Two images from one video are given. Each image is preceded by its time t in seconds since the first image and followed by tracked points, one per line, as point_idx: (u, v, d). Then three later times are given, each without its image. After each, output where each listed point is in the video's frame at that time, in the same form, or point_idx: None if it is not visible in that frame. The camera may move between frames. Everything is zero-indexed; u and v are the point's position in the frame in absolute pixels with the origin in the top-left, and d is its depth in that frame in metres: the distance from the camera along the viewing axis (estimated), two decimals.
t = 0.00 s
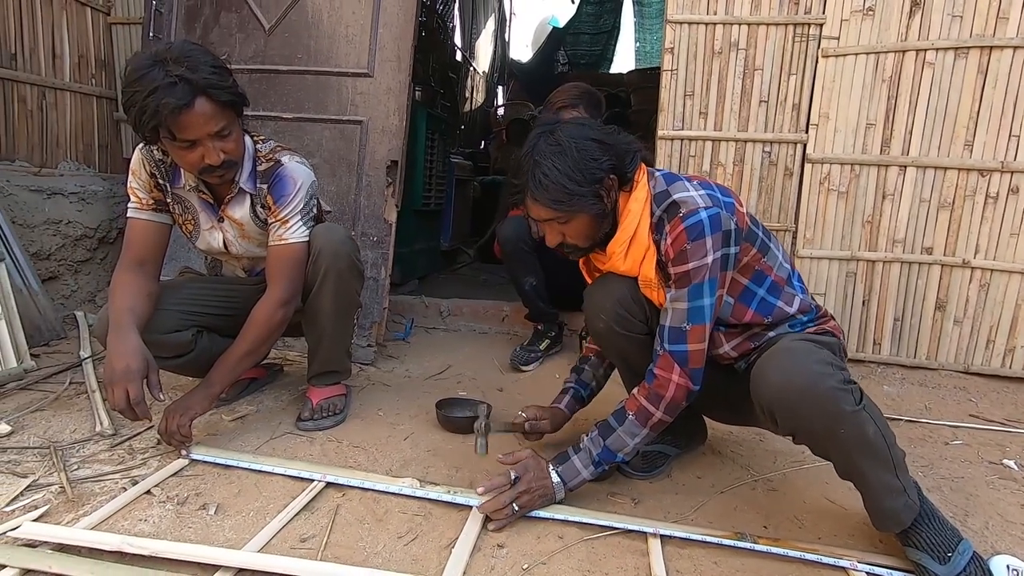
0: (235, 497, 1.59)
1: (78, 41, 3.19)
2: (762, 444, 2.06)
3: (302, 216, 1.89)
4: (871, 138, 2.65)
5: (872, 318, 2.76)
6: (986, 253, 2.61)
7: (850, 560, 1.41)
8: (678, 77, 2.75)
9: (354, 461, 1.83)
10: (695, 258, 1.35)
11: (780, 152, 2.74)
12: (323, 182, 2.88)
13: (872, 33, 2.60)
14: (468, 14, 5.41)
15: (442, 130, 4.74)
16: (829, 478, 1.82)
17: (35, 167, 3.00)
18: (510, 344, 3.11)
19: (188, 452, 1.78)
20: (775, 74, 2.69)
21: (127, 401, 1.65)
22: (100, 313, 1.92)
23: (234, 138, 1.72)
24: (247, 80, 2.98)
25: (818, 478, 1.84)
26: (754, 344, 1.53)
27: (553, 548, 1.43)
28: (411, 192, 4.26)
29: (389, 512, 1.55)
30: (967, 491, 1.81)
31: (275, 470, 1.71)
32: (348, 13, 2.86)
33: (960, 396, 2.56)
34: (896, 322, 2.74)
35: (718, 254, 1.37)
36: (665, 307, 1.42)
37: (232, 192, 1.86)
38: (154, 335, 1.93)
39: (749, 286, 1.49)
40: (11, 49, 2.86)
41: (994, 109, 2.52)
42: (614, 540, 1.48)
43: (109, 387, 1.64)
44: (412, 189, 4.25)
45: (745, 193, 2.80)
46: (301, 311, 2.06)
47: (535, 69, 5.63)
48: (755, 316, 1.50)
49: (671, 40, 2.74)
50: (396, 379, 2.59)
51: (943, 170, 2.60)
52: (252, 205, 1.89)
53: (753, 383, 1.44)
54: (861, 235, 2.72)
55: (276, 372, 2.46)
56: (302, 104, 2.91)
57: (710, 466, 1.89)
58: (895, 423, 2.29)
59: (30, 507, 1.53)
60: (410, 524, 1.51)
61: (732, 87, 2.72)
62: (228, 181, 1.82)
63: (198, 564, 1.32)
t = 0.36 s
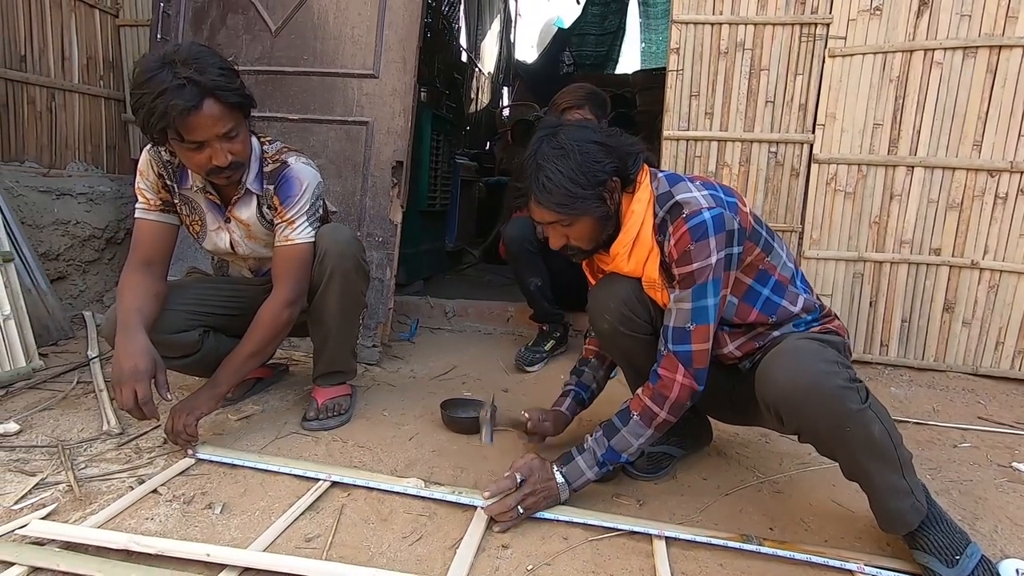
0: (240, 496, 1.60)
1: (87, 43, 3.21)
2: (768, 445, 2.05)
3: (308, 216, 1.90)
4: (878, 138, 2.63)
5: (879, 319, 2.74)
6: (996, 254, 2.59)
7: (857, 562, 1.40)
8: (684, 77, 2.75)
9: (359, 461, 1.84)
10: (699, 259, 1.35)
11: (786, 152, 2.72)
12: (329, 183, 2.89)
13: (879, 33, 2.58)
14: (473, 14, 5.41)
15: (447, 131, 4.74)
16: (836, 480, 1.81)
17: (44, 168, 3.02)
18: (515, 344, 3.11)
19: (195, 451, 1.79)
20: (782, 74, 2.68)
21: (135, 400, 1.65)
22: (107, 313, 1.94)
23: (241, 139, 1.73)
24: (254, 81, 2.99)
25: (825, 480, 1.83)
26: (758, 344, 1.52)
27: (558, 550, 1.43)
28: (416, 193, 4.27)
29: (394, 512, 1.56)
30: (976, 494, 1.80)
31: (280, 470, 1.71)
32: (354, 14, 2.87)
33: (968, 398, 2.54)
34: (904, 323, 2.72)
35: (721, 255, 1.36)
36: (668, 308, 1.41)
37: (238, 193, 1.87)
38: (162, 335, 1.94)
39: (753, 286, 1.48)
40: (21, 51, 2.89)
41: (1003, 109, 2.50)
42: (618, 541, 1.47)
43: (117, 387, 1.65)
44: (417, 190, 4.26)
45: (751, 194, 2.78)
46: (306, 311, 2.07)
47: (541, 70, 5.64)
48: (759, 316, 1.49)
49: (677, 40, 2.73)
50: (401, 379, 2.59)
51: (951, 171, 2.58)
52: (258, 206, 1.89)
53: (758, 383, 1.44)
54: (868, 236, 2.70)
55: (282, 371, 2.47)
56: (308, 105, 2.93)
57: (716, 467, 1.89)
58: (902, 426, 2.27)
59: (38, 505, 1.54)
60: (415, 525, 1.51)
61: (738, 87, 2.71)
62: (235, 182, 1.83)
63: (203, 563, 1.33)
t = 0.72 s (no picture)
0: (244, 496, 1.60)
1: (92, 44, 3.22)
2: (772, 446, 2.05)
3: (312, 216, 1.90)
4: (883, 138, 2.62)
5: (884, 320, 2.73)
6: (1001, 254, 2.58)
7: (861, 564, 1.40)
8: (687, 77, 2.74)
9: (362, 461, 1.84)
10: (701, 260, 1.34)
11: (790, 152, 2.71)
12: (332, 183, 2.89)
13: (884, 32, 2.57)
14: (476, 15, 5.41)
15: (451, 132, 4.75)
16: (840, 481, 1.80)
17: (49, 168, 3.04)
18: (518, 345, 3.11)
19: (199, 451, 1.79)
20: (786, 74, 2.67)
21: (139, 400, 1.66)
22: (112, 313, 1.94)
23: (245, 140, 1.74)
24: (257, 82, 3.00)
25: (829, 481, 1.82)
26: (760, 344, 1.52)
27: (560, 550, 1.43)
28: (419, 193, 4.27)
29: (397, 512, 1.56)
30: (981, 496, 1.79)
31: (284, 469, 1.72)
32: (357, 15, 2.88)
33: (974, 399, 2.52)
34: (908, 324, 2.71)
35: (724, 255, 1.36)
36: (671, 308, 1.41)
37: (242, 193, 1.87)
38: (165, 335, 1.94)
39: (756, 286, 1.48)
40: (26, 52, 2.90)
41: (1009, 108, 2.49)
42: (621, 542, 1.47)
43: (122, 387, 1.66)
44: (420, 190, 4.26)
45: (755, 194, 2.78)
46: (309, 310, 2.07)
47: (543, 70, 5.64)
48: (762, 317, 1.49)
49: (680, 41, 2.73)
50: (404, 379, 2.60)
51: (956, 171, 2.57)
52: (262, 207, 1.90)
53: (759, 382, 1.44)
54: (872, 236, 2.69)
55: (286, 372, 2.47)
56: (311, 105, 2.93)
57: (719, 468, 1.88)
58: (906, 427, 2.26)
59: (43, 504, 1.54)
60: (418, 525, 1.51)
61: (742, 87, 2.70)
62: (239, 182, 1.83)
63: (207, 563, 1.33)
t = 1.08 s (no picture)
0: (245, 495, 1.60)
1: (94, 44, 3.23)
2: (773, 446, 2.04)
3: (313, 216, 1.91)
4: (885, 139, 2.62)
5: (885, 320, 2.73)
6: (1003, 255, 2.57)
7: (862, 565, 1.39)
8: (688, 78, 2.74)
9: (363, 461, 1.84)
10: (714, 263, 1.34)
11: (791, 152, 2.71)
12: (333, 184, 2.90)
13: (885, 32, 2.57)
14: (478, 15, 5.42)
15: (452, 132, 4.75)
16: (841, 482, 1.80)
17: (51, 168, 3.04)
18: (518, 345, 3.11)
19: (200, 451, 1.79)
20: (787, 74, 2.67)
21: (140, 399, 1.66)
22: (114, 312, 1.94)
23: (247, 140, 1.74)
24: (259, 82, 3.00)
25: (830, 481, 1.82)
26: (762, 342, 1.52)
27: (561, 551, 1.43)
28: (420, 193, 4.27)
29: (398, 512, 1.56)
30: (983, 496, 1.78)
31: (285, 469, 1.72)
32: (358, 15, 2.88)
33: (976, 399, 2.51)
34: (910, 324, 2.70)
35: (737, 260, 1.36)
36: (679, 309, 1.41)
37: (244, 193, 1.87)
38: (166, 335, 1.94)
39: (762, 289, 1.47)
40: (28, 52, 2.91)
41: (1011, 108, 2.49)
42: (622, 542, 1.47)
43: (123, 386, 1.66)
44: (421, 190, 4.26)
45: (756, 194, 2.77)
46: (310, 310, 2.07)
47: (545, 70, 5.64)
48: (766, 320, 1.49)
49: (681, 41, 2.73)
50: (405, 379, 2.60)
51: (958, 171, 2.57)
52: (263, 207, 1.90)
53: (761, 375, 1.43)
54: (874, 237, 2.68)
55: (287, 372, 2.47)
56: (312, 105, 2.93)
57: (720, 468, 1.88)
58: (908, 427, 2.26)
59: (44, 503, 1.55)
60: (419, 525, 1.51)
61: (744, 87, 2.70)
62: (240, 182, 1.83)
63: (208, 562, 1.33)
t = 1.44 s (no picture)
0: (244, 496, 1.60)
1: (93, 45, 3.23)
2: (772, 446, 2.04)
3: (312, 216, 1.91)
4: (884, 139, 2.62)
5: (884, 320, 2.73)
6: (1002, 255, 2.57)
7: (861, 565, 1.39)
8: (688, 78, 2.74)
9: (362, 461, 1.84)
10: (736, 258, 1.34)
11: (791, 153, 2.71)
12: (333, 184, 2.89)
13: (885, 32, 2.57)
14: (477, 15, 5.41)
15: (451, 132, 4.73)
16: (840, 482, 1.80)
17: (50, 168, 3.04)
18: (518, 345, 3.11)
19: (199, 451, 1.79)
20: (787, 75, 2.67)
21: (139, 399, 1.66)
22: (113, 312, 1.94)
23: (245, 139, 1.74)
24: (258, 82, 3.00)
25: (830, 481, 1.82)
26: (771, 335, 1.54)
27: (561, 551, 1.43)
28: (419, 193, 4.27)
29: (397, 512, 1.56)
30: (982, 496, 1.78)
31: (284, 469, 1.72)
32: (358, 15, 2.88)
33: (975, 400, 2.51)
34: (909, 325, 2.71)
35: (758, 258, 1.37)
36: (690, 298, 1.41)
37: (243, 193, 1.87)
38: (166, 335, 1.94)
39: (773, 289, 1.48)
40: (27, 53, 2.91)
41: (1010, 108, 2.49)
42: (622, 542, 1.47)
43: (122, 386, 1.66)
44: (420, 190, 4.26)
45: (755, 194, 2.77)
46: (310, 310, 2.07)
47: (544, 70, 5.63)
48: (773, 318, 1.50)
49: (681, 41, 2.73)
50: (404, 379, 2.60)
51: (957, 171, 2.57)
52: (263, 206, 1.90)
53: (789, 326, 1.42)
54: (873, 237, 2.68)
55: (286, 372, 2.47)
56: (312, 105, 2.93)
57: (720, 468, 1.88)
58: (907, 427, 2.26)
59: (44, 503, 1.54)
60: (418, 525, 1.51)
61: (743, 87, 2.70)
62: (239, 182, 1.83)
63: (207, 562, 1.33)
